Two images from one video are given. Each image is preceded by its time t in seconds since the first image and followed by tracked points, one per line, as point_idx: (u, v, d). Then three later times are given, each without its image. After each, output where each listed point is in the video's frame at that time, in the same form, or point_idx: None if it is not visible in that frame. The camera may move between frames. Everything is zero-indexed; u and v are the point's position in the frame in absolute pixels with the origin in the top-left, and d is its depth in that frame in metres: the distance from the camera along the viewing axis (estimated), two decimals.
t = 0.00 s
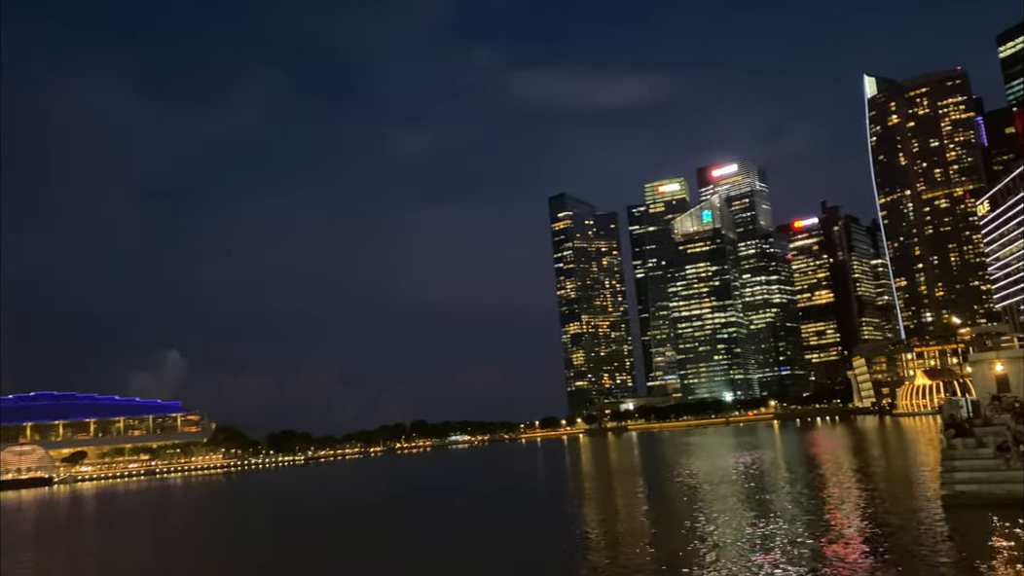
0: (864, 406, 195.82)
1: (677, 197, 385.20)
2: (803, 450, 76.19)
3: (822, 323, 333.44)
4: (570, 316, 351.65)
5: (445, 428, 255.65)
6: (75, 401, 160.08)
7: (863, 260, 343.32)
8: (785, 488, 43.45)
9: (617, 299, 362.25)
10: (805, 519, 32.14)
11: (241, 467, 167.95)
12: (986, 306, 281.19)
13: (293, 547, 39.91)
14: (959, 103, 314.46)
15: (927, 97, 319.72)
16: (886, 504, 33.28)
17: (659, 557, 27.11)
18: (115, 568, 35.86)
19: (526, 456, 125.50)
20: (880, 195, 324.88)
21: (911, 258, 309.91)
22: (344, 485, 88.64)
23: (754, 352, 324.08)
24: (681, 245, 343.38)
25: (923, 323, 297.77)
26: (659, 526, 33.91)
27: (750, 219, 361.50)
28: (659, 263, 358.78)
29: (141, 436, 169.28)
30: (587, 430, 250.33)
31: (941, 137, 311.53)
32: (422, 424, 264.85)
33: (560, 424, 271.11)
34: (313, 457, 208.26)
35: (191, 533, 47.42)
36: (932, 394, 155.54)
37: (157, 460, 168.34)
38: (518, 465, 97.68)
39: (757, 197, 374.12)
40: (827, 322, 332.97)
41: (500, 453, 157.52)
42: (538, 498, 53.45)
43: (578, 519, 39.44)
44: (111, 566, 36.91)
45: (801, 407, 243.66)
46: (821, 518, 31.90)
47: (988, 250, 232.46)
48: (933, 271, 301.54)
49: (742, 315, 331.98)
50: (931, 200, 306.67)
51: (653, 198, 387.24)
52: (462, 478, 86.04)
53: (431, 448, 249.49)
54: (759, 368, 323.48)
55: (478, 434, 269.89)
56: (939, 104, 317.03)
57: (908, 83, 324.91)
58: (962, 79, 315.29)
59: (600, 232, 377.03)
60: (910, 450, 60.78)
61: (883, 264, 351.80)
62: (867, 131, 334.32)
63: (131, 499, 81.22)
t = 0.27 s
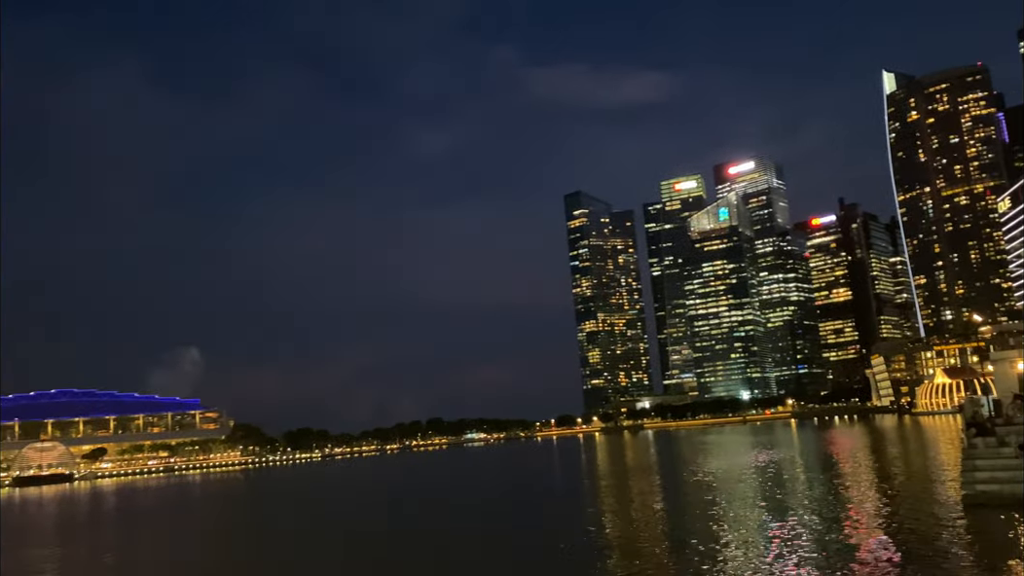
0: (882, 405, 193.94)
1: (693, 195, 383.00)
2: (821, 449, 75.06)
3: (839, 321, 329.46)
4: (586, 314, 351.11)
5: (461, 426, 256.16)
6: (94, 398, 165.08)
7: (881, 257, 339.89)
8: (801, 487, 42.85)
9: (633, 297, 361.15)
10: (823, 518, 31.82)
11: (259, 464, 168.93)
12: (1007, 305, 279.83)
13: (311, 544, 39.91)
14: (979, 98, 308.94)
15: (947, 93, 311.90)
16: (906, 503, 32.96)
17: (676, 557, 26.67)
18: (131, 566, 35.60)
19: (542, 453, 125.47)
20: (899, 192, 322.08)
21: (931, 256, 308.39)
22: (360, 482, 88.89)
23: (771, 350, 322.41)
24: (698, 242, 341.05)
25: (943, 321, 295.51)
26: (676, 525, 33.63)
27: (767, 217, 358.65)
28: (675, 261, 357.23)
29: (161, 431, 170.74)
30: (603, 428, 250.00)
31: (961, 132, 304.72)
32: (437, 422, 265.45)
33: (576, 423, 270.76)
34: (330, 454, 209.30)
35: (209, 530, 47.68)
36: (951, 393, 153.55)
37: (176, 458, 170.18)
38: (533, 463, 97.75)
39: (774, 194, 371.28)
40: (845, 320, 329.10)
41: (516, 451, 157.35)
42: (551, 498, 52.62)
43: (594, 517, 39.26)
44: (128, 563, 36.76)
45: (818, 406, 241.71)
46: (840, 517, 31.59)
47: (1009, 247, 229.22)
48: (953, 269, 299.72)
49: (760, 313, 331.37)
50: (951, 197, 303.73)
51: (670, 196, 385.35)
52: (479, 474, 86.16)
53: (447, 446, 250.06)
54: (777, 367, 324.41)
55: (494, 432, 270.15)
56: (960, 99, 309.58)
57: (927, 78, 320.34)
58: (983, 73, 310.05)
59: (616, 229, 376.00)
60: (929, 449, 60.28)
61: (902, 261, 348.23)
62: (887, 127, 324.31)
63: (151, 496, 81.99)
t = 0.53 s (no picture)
0: (901, 404, 192.16)
1: (709, 193, 381.06)
2: (839, 449, 74.68)
3: (857, 320, 328.06)
4: (601, 313, 350.38)
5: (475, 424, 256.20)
6: (112, 396, 167.63)
7: (899, 256, 337.05)
8: (817, 488, 42.42)
9: (649, 295, 359.87)
10: (840, 518, 31.58)
11: (275, 462, 169.54)
12: None
13: (326, 542, 39.85)
14: (999, 95, 304.78)
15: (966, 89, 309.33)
16: (924, 503, 32.68)
17: (692, 558, 26.32)
18: (151, 563, 35.74)
19: (556, 453, 125.12)
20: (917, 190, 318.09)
21: (950, 254, 303.80)
22: (374, 481, 88.81)
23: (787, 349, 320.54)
24: (713, 241, 339.05)
25: (963, 319, 291.87)
26: (692, 525, 33.37)
27: (783, 214, 356.41)
28: (691, 259, 355.60)
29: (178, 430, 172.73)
30: (618, 426, 249.36)
31: (981, 130, 302.20)
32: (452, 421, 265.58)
33: (591, 421, 270.13)
34: (345, 452, 209.80)
35: (226, 528, 47.83)
36: (971, 392, 151.71)
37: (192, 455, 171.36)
38: (547, 462, 97.25)
39: (791, 192, 368.87)
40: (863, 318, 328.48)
41: (530, 449, 156.78)
42: (563, 498, 51.86)
43: (609, 517, 39.11)
44: (145, 561, 36.69)
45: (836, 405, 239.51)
46: (857, 517, 31.33)
47: None
48: (972, 267, 294.96)
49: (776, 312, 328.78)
50: (969, 195, 300.91)
51: (685, 194, 383.70)
52: (494, 473, 86.28)
53: (461, 444, 250.21)
54: (793, 365, 320.92)
55: (509, 430, 269.91)
56: (979, 96, 306.17)
57: (946, 75, 316.38)
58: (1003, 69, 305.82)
59: (631, 228, 374.96)
60: (947, 450, 59.98)
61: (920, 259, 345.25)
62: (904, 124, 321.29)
63: (168, 493, 82.40)
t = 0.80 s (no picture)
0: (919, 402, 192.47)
1: (725, 189, 378.49)
2: (857, 445, 74.52)
3: (875, 318, 326.01)
4: (616, 310, 349.61)
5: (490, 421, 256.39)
6: (131, 391, 169.98)
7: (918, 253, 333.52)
8: (834, 487, 41.95)
9: (664, 293, 358.40)
10: (857, 519, 31.07)
11: (291, 457, 170.21)
12: None
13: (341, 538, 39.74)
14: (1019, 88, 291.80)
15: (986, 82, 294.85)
16: (944, 505, 32.06)
17: (706, 557, 26.22)
18: (170, 559, 35.92)
19: (571, 449, 124.74)
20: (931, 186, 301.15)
21: (970, 251, 298.95)
22: (390, 477, 88.95)
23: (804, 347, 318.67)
24: (730, 238, 338.44)
25: (983, 317, 288.53)
26: (708, 524, 32.96)
27: (800, 211, 351.45)
28: (707, 256, 353.57)
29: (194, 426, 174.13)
30: (633, 424, 248.70)
31: (1003, 125, 288.96)
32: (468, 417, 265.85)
33: (606, 419, 269.52)
34: (360, 448, 210.39)
35: (242, 523, 48.11)
36: (991, 390, 150.33)
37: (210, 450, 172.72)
38: (563, 459, 96.96)
39: (808, 188, 365.45)
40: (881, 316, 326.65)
41: (545, 446, 156.45)
42: (575, 497, 51.38)
43: (624, 515, 38.77)
44: (165, 556, 37.04)
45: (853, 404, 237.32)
46: (876, 517, 30.81)
47: None
48: (992, 265, 291.40)
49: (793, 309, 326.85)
50: (990, 191, 288.39)
51: (701, 190, 381.42)
52: (512, 469, 86.77)
53: (477, 441, 250.44)
54: (810, 363, 318.66)
55: (524, 427, 270.00)
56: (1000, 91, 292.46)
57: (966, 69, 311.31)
58: None
59: (647, 225, 373.63)
60: (967, 448, 59.34)
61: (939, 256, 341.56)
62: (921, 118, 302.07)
63: (186, 488, 82.90)
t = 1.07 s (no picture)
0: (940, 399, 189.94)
1: (743, 184, 376.17)
2: (875, 443, 74.18)
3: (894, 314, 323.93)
4: (633, 306, 348.82)
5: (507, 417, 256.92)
6: (153, 386, 171.53)
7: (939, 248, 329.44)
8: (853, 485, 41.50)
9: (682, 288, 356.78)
10: (876, 518, 30.58)
11: (310, 452, 171.64)
12: None
13: (356, 534, 39.63)
14: None
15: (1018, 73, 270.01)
16: (964, 503, 31.48)
17: (722, 556, 25.96)
18: (188, 553, 35.95)
19: (588, 446, 125.22)
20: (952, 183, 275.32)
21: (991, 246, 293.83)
22: (407, 472, 89.41)
23: (822, 343, 316.41)
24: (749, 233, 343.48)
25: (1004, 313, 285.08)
26: (725, 522, 32.61)
27: (820, 206, 346.00)
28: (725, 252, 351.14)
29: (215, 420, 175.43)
30: (650, 420, 248.48)
31: None
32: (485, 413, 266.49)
33: (622, 415, 268.99)
34: (379, 443, 211.75)
35: (257, 519, 47.97)
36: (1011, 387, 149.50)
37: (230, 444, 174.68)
38: (579, 456, 97.18)
39: (827, 183, 361.91)
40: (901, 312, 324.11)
41: (562, 442, 156.76)
42: (591, 494, 51.14)
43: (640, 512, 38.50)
44: (181, 551, 37.02)
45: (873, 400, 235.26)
46: (895, 517, 30.29)
47: None
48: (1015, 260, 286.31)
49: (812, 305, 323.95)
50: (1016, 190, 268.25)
51: (719, 186, 379.31)
52: (527, 465, 86.83)
53: (494, 437, 251.14)
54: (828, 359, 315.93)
55: (540, 423, 270.39)
56: None
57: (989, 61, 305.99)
58: None
59: (664, 220, 371.87)
60: (987, 446, 58.72)
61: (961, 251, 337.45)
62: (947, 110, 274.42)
63: (207, 482, 83.86)
